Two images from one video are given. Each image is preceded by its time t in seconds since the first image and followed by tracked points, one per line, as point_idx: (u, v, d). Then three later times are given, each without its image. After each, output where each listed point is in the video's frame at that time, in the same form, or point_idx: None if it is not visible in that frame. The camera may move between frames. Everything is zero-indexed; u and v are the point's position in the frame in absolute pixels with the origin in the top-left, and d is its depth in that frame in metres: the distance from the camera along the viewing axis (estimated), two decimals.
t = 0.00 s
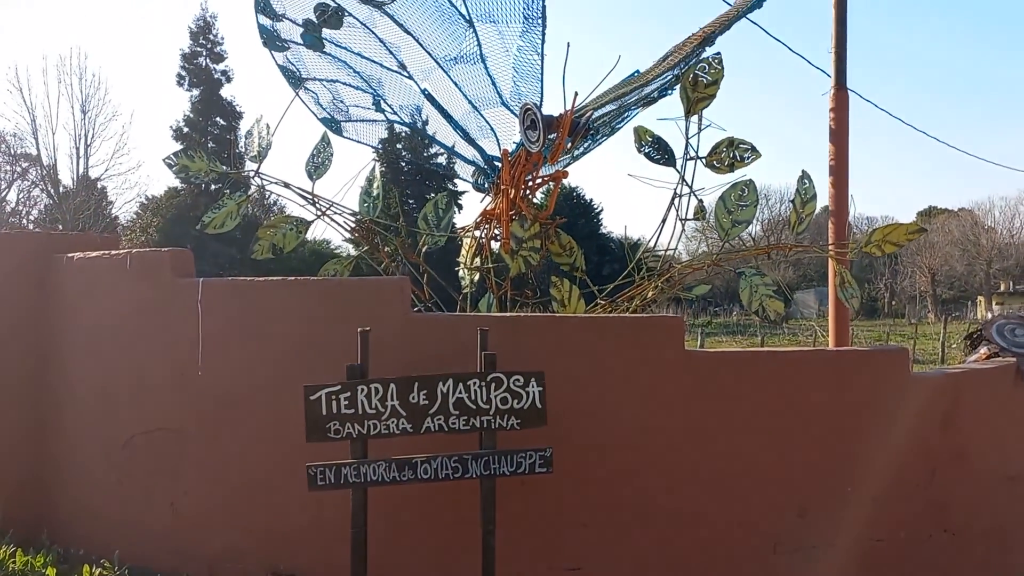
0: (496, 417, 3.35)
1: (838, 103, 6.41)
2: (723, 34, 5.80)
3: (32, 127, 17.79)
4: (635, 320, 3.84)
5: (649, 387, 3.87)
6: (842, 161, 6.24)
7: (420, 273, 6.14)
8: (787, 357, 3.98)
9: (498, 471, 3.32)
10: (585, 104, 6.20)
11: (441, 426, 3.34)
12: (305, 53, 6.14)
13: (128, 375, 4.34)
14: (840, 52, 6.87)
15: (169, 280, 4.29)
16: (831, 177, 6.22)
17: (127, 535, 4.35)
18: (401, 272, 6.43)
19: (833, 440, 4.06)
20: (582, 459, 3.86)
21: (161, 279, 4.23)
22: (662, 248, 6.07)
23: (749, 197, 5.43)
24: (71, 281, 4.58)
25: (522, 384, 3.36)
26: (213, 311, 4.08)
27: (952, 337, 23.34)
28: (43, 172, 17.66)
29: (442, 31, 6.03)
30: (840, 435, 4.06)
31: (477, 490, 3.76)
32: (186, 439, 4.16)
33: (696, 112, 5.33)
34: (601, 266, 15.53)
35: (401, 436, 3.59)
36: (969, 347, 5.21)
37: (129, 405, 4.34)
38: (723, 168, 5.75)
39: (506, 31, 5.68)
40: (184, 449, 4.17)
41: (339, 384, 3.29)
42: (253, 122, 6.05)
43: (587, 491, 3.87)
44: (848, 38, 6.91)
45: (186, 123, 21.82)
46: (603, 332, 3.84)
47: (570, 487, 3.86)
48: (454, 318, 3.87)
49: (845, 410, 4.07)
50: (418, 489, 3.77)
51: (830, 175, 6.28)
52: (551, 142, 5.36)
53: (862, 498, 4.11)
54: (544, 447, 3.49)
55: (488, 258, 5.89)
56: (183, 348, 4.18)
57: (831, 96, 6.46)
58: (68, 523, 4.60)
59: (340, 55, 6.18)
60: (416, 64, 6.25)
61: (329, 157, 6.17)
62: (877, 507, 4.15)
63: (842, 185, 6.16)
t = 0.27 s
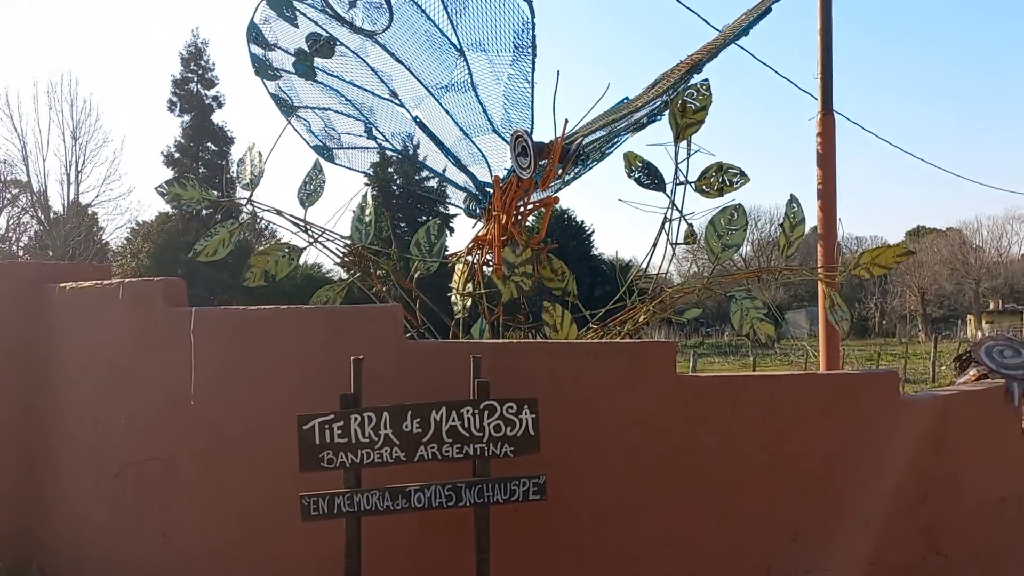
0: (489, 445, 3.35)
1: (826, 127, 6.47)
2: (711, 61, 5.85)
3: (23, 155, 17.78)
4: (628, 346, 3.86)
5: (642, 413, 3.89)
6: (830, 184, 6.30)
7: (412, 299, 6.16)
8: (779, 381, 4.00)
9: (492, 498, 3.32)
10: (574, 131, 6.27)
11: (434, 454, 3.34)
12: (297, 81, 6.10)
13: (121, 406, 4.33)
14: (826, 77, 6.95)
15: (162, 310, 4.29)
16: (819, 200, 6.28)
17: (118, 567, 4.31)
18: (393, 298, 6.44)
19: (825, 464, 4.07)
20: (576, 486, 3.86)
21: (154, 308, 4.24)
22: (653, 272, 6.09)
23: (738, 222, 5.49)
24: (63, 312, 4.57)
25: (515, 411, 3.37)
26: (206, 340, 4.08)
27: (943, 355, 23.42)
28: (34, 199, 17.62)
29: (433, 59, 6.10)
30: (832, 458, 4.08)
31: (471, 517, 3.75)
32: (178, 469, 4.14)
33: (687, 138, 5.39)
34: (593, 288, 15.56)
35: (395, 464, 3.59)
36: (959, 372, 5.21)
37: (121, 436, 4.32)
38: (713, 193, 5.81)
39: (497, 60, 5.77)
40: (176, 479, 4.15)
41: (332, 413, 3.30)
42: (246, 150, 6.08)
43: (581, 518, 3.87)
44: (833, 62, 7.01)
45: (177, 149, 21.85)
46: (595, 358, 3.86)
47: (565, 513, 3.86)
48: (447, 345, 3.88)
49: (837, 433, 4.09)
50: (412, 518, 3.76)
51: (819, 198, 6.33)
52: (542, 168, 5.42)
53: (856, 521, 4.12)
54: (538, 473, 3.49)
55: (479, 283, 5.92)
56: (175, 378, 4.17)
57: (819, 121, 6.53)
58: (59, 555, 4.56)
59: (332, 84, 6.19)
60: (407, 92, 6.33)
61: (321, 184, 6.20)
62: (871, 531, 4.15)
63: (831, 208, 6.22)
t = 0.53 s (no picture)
0: (481, 480, 3.34)
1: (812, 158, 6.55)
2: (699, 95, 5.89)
3: (13, 187, 17.73)
4: (619, 379, 3.87)
5: (634, 446, 3.88)
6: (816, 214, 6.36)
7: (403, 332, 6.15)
8: (770, 412, 4.01)
9: (484, 535, 3.31)
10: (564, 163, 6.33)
11: (426, 490, 3.32)
12: (288, 117, 6.28)
13: (110, 443, 4.29)
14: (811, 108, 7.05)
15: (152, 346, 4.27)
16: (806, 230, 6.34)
17: None
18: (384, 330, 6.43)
19: (818, 495, 4.07)
20: (568, 520, 3.84)
21: (144, 345, 4.22)
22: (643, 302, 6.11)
23: (727, 252, 5.52)
24: (52, 349, 4.55)
25: (506, 447, 3.36)
26: (196, 377, 4.07)
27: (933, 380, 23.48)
28: (23, 231, 17.53)
29: (423, 94, 6.13)
30: (824, 489, 4.08)
31: (463, 553, 3.72)
32: (167, 508, 4.10)
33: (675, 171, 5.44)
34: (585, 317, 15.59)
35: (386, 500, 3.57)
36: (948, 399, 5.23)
37: (110, 475, 4.28)
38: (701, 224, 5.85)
39: (486, 94, 5.80)
40: (166, 517, 4.11)
41: (323, 450, 3.28)
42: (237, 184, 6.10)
43: (574, 552, 3.84)
44: (818, 94, 7.11)
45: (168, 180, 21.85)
46: (587, 391, 3.86)
47: (558, 548, 3.84)
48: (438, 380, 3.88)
49: (829, 464, 4.09)
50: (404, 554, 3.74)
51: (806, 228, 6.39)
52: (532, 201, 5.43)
53: (849, 553, 4.11)
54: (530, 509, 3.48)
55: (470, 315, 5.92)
56: (165, 415, 4.15)
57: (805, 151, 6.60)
58: None
59: (323, 119, 6.31)
60: (397, 126, 6.37)
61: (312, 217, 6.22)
62: (865, 562, 4.14)
63: (818, 238, 6.29)
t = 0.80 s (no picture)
0: (474, 513, 3.32)
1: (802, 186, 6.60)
2: (690, 124, 5.91)
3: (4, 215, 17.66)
4: (612, 409, 3.86)
5: (628, 476, 3.87)
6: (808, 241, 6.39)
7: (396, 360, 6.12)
8: (763, 442, 4.00)
9: (477, 569, 3.28)
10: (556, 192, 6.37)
11: (419, 524, 3.30)
12: (281, 148, 6.40)
13: (100, 477, 4.25)
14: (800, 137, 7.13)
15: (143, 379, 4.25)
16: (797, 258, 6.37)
17: None
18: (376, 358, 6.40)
19: (813, 525, 4.05)
20: (562, 552, 3.82)
21: (135, 378, 4.20)
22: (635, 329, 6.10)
23: (719, 280, 5.54)
24: (42, 382, 4.52)
25: (499, 479, 3.34)
26: (188, 410, 4.04)
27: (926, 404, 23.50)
28: (14, 259, 17.42)
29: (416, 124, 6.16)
30: (819, 519, 4.06)
31: None
32: (157, 543, 4.06)
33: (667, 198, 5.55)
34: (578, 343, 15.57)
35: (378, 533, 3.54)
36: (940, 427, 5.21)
37: (99, 509, 4.23)
38: (693, 252, 5.87)
39: (478, 125, 5.88)
40: (156, 552, 4.06)
41: (315, 484, 3.26)
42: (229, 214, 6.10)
43: None
44: (806, 122, 7.18)
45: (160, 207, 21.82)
46: (580, 422, 3.85)
47: None
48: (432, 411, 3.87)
49: (823, 494, 4.07)
50: None
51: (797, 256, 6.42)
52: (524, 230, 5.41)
53: None
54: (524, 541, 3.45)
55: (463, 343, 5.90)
56: (156, 448, 4.11)
57: (795, 179, 6.65)
58: None
59: (315, 149, 6.39)
60: (390, 156, 6.37)
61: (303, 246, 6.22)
62: None
63: (809, 265, 6.32)
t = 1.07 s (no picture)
0: (463, 551, 3.29)
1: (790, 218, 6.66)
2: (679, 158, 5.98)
3: None
4: (602, 444, 3.85)
5: (619, 512, 3.84)
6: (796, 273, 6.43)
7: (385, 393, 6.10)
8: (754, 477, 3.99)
9: None
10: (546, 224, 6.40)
11: (408, 562, 3.26)
12: (272, 181, 6.40)
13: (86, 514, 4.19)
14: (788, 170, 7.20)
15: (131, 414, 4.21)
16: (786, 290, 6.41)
17: None
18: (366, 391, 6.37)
19: (805, 560, 4.03)
20: None
21: (123, 413, 4.16)
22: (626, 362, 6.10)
23: (709, 312, 5.55)
24: (28, 417, 4.47)
25: (489, 516, 3.32)
26: (175, 445, 4.00)
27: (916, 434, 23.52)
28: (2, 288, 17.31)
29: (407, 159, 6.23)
30: (811, 554, 4.04)
31: None
32: None
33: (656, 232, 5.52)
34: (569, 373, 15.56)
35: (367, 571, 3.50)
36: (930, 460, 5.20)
37: (85, 546, 4.17)
38: (682, 284, 5.90)
39: (469, 160, 5.95)
40: None
41: (303, 522, 3.22)
42: (219, 247, 6.08)
43: None
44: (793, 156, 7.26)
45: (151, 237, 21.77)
46: (570, 457, 3.83)
47: None
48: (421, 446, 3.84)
49: (815, 529, 4.06)
50: None
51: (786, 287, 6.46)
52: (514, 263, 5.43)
53: None
54: None
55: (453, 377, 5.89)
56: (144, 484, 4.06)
57: (784, 212, 6.71)
58: None
59: (307, 181, 6.39)
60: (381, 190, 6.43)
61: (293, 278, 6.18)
62: None
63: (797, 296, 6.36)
